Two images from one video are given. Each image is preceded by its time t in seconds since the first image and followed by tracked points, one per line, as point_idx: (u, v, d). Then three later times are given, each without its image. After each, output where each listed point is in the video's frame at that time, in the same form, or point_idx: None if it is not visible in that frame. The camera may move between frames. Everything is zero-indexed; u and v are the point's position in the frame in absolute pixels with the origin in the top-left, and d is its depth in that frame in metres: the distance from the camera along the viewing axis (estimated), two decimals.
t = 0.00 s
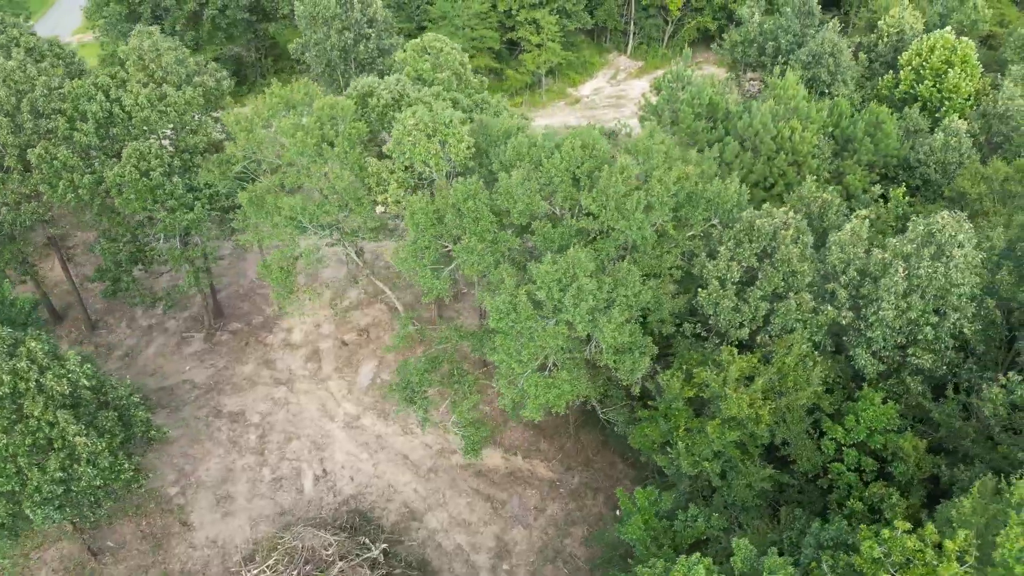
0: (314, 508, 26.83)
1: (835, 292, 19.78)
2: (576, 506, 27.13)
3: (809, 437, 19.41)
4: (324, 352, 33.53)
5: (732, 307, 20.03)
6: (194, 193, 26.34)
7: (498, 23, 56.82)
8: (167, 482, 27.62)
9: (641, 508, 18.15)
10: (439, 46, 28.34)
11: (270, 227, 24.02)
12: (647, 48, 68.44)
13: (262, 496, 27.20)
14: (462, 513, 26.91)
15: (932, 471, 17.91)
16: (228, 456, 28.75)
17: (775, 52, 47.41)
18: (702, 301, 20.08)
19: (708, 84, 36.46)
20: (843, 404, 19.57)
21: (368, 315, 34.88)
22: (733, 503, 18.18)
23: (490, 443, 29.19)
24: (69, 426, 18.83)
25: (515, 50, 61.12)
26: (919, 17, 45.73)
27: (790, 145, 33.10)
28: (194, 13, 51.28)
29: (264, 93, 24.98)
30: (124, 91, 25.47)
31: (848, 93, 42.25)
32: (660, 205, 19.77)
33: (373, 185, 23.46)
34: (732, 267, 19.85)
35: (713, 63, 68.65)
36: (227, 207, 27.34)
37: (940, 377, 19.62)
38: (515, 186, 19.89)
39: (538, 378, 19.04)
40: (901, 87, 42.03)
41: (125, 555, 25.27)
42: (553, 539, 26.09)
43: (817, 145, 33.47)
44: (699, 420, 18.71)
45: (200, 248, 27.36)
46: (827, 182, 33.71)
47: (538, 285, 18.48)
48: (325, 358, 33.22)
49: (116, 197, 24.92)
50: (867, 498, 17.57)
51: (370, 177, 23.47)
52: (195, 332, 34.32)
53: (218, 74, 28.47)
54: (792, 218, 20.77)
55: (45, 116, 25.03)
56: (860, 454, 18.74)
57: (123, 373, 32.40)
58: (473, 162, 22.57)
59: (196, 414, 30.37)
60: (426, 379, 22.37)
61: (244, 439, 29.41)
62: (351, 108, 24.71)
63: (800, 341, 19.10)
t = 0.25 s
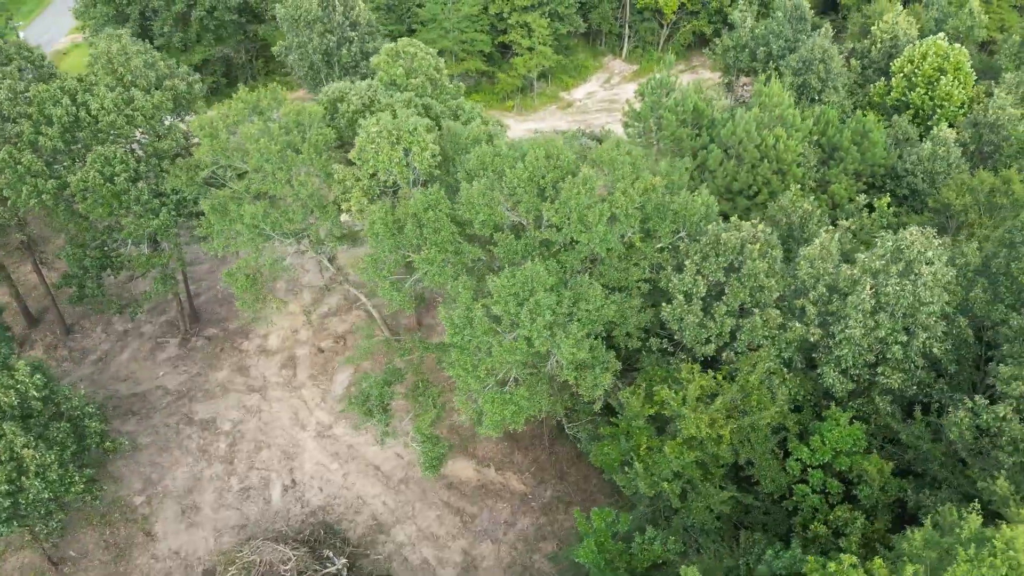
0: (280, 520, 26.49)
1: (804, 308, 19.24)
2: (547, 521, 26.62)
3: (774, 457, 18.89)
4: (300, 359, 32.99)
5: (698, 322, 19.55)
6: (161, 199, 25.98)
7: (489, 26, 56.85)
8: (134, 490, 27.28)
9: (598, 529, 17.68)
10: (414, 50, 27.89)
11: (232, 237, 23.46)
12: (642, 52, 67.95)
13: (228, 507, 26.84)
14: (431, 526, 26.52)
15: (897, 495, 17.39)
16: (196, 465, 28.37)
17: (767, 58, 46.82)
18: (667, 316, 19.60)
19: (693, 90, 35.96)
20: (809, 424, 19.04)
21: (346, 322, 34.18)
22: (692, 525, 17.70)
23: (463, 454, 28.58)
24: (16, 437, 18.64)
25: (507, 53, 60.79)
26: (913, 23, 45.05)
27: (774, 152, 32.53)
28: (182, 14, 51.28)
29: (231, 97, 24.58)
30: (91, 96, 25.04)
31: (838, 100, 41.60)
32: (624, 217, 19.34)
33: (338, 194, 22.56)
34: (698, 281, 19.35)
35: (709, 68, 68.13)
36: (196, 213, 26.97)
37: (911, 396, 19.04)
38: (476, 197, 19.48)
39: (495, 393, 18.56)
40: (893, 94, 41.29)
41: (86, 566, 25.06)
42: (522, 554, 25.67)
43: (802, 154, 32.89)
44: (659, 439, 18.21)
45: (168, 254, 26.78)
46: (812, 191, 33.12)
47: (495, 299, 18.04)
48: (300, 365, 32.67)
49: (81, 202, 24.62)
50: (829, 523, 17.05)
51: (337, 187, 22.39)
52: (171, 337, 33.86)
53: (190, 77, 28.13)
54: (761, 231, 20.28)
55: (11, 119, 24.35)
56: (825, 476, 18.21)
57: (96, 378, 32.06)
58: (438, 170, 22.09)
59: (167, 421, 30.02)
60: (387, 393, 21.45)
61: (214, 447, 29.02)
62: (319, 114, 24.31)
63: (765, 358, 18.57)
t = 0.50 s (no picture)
0: (255, 528, 26.23)
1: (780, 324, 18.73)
2: (524, 534, 26.19)
3: (747, 477, 18.39)
4: (283, 364, 32.70)
5: (671, 336, 19.12)
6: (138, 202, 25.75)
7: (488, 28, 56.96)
8: (109, 495, 27.09)
9: (561, 549, 17.27)
10: (396, 54, 27.54)
11: (204, 243, 23.15)
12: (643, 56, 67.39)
13: (203, 514, 26.61)
14: (406, 537, 26.19)
15: (871, 520, 16.86)
16: (173, 470, 28.13)
17: (765, 63, 46.19)
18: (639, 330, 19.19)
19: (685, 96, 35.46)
20: (783, 443, 18.54)
21: (331, 327, 33.89)
22: (659, 547, 17.26)
23: (441, 464, 28.12)
24: None
25: (506, 55, 60.45)
26: (915, 29, 44.23)
27: (766, 161, 31.90)
28: (180, 14, 51.30)
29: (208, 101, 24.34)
30: (68, 98, 24.87)
31: (836, 107, 40.90)
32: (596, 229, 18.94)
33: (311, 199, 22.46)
34: (671, 295, 18.90)
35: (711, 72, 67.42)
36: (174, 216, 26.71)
37: (889, 417, 18.49)
38: (446, 207, 19.08)
39: (460, 408, 18.16)
40: (892, 102, 40.50)
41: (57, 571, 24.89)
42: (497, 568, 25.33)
43: (795, 162, 32.29)
44: (626, 458, 17.76)
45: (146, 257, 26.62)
46: (805, 200, 32.50)
47: (460, 312, 17.66)
48: (282, 370, 32.39)
49: (56, 205, 24.40)
50: (798, 547, 16.56)
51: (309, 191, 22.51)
52: (154, 339, 33.68)
53: (172, 80, 27.92)
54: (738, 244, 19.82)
55: None
56: (798, 498, 17.71)
57: (78, 380, 31.92)
58: (413, 177, 21.72)
59: (147, 425, 29.82)
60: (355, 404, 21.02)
61: (192, 453, 28.75)
62: (296, 119, 24.05)
63: (738, 376, 18.08)
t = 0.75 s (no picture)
0: (227, 536, 25.95)
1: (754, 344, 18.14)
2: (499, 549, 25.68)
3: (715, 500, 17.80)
4: (266, 368, 32.48)
5: (641, 354, 18.60)
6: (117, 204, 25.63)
7: (490, 31, 56.68)
8: (84, 498, 26.96)
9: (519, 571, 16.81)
10: (379, 58, 27.18)
11: (177, 247, 22.93)
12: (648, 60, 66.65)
13: (176, 520, 26.39)
14: (379, 549, 25.79)
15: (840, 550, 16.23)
16: (150, 474, 27.98)
17: (768, 70, 45.36)
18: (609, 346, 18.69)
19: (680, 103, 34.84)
20: (755, 466, 17.94)
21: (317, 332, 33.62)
22: (620, 572, 16.74)
23: (419, 474, 27.75)
24: None
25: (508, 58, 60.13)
26: (922, 37, 43.19)
27: (759, 171, 31.17)
28: (181, 14, 51.46)
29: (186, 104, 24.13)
30: (48, 99, 24.80)
31: (838, 117, 40.03)
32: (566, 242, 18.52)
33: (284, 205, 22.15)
34: (642, 311, 18.38)
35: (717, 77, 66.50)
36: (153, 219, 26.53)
37: (865, 442, 17.81)
38: (413, 216, 18.68)
39: (421, 423, 17.70)
40: (895, 111, 39.53)
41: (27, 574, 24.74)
42: None
43: (789, 173, 31.55)
44: (589, 479, 17.24)
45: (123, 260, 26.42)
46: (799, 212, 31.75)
47: (422, 325, 17.22)
48: (266, 374, 32.18)
49: (33, 207, 24.29)
50: None
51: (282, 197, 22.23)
52: (140, 341, 33.61)
53: (156, 82, 27.77)
54: (714, 260, 19.27)
55: None
56: (766, 524, 17.10)
57: (62, 381, 31.88)
58: (386, 185, 21.33)
59: (127, 428, 29.73)
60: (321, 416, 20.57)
61: (170, 457, 28.58)
62: (273, 123, 23.77)
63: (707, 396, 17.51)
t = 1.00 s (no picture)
0: (204, 541, 25.78)
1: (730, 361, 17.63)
2: (478, 560, 25.28)
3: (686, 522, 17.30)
4: (254, 371, 32.29)
5: (614, 369, 18.15)
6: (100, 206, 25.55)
7: (494, 33, 56.52)
8: (64, 499, 26.90)
9: None
10: (367, 62, 26.91)
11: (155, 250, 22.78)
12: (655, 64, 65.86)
13: (154, 523, 26.26)
14: (356, 558, 25.50)
15: None
16: (131, 476, 27.88)
17: (772, 76, 44.61)
18: (582, 360, 18.25)
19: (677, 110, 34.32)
20: (729, 488, 17.42)
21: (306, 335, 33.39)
22: None
23: (401, 482, 27.39)
24: None
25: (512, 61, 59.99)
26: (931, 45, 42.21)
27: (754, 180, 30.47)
28: (185, 14, 51.65)
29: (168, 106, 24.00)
30: (33, 99, 24.78)
31: (841, 125, 39.16)
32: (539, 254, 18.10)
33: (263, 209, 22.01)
34: (615, 326, 17.92)
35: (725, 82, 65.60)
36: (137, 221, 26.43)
37: (843, 465, 17.24)
38: (384, 224, 18.35)
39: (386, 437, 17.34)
40: (900, 120, 38.61)
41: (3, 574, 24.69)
42: None
43: (787, 183, 30.84)
44: (556, 498, 16.80)
45: (106, 261, 26.33)
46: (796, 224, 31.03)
47: (387, 336, 16.85)
48: (253, 377, 31.98)
49: (15, 207, 24.27)
50: None
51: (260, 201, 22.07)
52: (129, 341, 33.56)
53: (145, 83, 27.68)
54: (692, 274, 18.81)
55: None
56: (737, 549, 16.58)
57: (50, 380, 31.91)
58: (362, 192, 21.02)
59: (111, 429, 29.68)
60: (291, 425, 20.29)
61: (152, 459, 28.47)
62: (255, 126, 23.58)
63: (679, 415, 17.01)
